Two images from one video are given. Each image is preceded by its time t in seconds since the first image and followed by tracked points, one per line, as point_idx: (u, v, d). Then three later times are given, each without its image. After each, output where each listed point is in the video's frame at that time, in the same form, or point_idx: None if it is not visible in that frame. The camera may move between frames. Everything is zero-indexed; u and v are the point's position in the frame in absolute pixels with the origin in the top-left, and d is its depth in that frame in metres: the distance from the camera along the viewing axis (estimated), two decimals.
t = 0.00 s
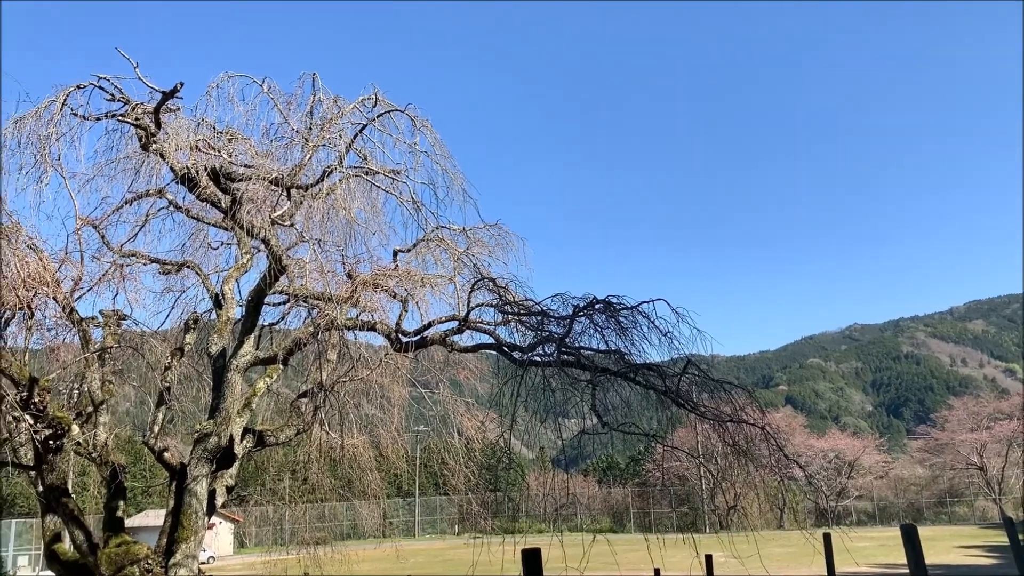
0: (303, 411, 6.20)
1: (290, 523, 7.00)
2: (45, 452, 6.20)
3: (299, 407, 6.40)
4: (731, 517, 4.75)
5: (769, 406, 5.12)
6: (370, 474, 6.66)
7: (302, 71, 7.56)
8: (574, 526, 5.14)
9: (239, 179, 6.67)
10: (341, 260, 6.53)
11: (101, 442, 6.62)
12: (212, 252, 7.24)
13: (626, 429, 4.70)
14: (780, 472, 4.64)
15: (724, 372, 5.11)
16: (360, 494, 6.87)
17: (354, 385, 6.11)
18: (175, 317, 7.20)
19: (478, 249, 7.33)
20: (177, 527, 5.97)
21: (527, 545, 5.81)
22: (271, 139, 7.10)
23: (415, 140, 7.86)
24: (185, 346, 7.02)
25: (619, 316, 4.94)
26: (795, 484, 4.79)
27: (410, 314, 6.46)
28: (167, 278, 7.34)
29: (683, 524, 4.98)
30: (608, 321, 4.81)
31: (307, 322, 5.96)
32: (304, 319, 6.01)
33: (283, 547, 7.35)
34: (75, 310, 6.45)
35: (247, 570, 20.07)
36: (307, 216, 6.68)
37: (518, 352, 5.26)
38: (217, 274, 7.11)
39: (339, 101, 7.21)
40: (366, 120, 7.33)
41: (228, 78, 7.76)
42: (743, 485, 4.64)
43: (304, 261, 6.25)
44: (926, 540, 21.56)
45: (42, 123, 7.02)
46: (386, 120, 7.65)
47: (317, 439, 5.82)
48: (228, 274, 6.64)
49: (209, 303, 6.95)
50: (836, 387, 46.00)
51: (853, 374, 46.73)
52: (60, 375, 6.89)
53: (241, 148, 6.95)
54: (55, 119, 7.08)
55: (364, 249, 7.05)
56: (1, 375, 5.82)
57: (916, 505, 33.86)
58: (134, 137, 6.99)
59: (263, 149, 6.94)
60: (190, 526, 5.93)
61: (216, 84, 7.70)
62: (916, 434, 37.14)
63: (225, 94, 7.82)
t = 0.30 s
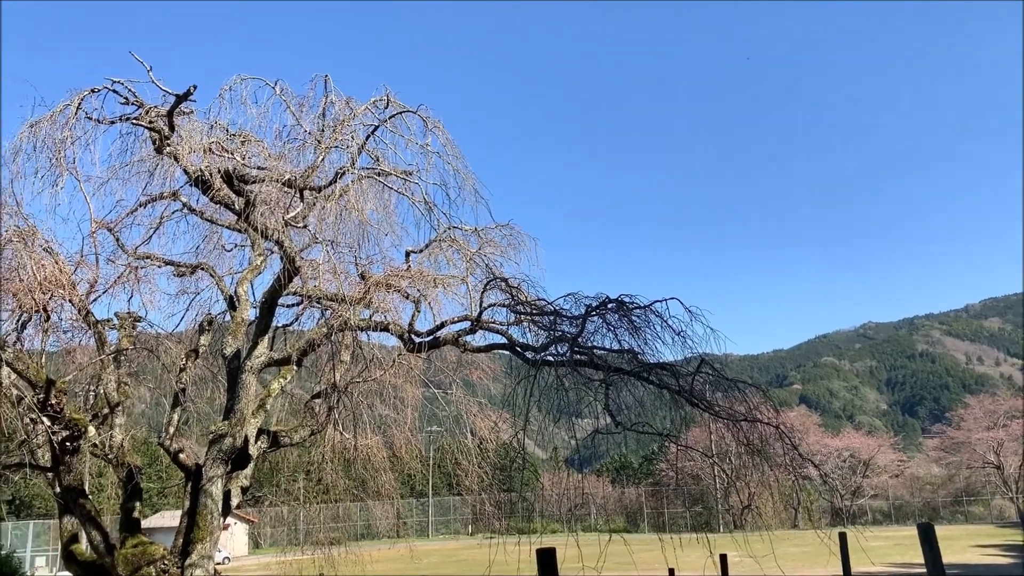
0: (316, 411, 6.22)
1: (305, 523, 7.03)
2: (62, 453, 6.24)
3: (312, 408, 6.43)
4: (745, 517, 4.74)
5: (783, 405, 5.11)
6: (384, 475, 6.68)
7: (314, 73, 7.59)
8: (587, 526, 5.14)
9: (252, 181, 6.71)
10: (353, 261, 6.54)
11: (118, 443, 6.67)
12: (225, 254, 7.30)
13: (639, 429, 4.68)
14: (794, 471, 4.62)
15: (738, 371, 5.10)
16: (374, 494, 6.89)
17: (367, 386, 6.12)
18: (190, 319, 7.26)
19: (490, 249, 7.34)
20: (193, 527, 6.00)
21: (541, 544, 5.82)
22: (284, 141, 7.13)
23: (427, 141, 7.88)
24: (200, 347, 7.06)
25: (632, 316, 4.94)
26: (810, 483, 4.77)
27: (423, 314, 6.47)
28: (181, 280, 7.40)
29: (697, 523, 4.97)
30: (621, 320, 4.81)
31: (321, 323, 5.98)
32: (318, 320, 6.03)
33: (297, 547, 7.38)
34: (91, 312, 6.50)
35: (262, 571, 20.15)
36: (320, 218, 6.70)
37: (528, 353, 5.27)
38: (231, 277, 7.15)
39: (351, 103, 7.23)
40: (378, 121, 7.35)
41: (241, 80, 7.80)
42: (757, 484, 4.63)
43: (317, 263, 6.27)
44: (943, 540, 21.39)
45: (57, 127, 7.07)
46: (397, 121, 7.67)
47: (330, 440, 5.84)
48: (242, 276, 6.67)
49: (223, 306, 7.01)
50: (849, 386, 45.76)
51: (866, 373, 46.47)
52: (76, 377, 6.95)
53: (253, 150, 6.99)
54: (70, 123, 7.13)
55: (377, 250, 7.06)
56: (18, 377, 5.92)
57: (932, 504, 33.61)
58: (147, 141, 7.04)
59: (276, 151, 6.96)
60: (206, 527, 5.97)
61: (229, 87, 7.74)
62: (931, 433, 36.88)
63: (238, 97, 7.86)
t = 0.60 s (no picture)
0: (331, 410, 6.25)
1: (321, 521, 7.06)
2: (80, 453, 6.33)
3: (327, 407, 6.45)
4: (762, 514, 4.71)
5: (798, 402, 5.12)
6: (399, 473, 6.70)
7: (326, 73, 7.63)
8: (603, 524, 5.14)
9: (266, 181, 6.74)
10: (367, 261, 6.56)
11: (135, 443, 6.73)
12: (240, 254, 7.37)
13: (655, 426, 4.66)
14: (811, 469, 4.59)
15: (753, 368, 5.11)
16: (389, 492, 6.91)
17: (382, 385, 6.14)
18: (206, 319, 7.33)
19: (503, 248, 7.35)
20: (210, 526, 6.04)
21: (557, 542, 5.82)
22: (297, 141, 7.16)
23: (439, 140, 7.90)
24: (215, 348, 7.10)
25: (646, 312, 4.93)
26: (827, 481, 4.74)
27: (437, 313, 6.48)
28: (197, 280, 7.45)
29: (713, 521, 4.96)
30: (634, 318, 4.80)
31: (336, 322, 6.00)
32: (333, 319, 6.05)
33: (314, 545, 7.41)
34: (108, 313, 6.55)
35: (280, 569, 20.27)
36: (333, 217, 6.73)
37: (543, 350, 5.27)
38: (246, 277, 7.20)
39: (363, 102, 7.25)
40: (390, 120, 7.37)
41: (254, 81, 7.84)
42: (773, 481, 4.61)
43: (331, 262, 6.29)
44: (962, 537, 21.18)
45: (73, 129, 7.13)
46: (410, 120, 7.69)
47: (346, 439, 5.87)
48: (257, 275, 6.72)
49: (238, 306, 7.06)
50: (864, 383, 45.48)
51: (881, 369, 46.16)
52: (94, 377, 7.01)
53: (267, 151, 7.02)
54: (86, 125, 7.19)
55: (390, 249, 7.08)
56: (37, 377, 5.98)
57: (949, 501, 33.32)
58: (162, 142, 7.08)
59: (289, 151, 6.99)
60: (223, 526, 6.01)
61: (243, 87, 7.78)
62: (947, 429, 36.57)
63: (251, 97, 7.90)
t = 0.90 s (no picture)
0: (346, 408, 6.27)
1: (336, 519, 7.11)
2: (98, 451, 6.39)
3: (341, 405, 6.48)
4: (777, 511, 4.68)
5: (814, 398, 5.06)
6: (413, 470, 6.75)
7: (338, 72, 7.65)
8: (617, 521, 5.14)
9: (280, 179, 6.77)
10: (380, 259, 6.58)
11: (152, 441, 6.65)
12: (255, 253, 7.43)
13: (670, 423, 4.64)
14: (826, 464, 4.59)
15: (768, 363, 5.08)
16: (404, 489, 6.95)
17: (395, 382, 6.15)
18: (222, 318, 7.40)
19: (516, 245, 7.36)
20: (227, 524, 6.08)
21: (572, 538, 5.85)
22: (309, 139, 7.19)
23: (451, 137, 7.91)
24: (230, 346, 7.15)
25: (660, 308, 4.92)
26: (843, 477, 4.71)
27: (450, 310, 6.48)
28: (212, 279, 7.52)
29: (728, 518, 4.95)
30: (648, 314, 4.79)
31: (349, 320, 6.04)
32: (347, 317, 6.07)
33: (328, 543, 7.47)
34: (124, 312, 6.60)
35: (295, 566, 20.35)
36: (346, 215, 6.74)
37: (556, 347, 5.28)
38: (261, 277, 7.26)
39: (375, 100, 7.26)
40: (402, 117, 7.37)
41: (267, 80, 7.89)
42: (789, 478, 4.58)
43: (345, 261, 6.31)
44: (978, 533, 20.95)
45: (88, 130, 7.18)
46: (421, 118, 7.70)
47: (360, 436, 5.90)
48: (272, 273, 6.76)
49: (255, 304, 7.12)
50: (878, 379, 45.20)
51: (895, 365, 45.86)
52: (110, 376, 7.08)
53: (281, 149, 7.05)
54: (101, 125, 7.24)
55: (404, 246, 7.10)
56: (54, 376, 6.05)
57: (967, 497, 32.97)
58: (176, 142, 7.12)
59: (303, 150, 7.02)
60: (239, 524, 6.03)
61: (256, 86, 7.83)
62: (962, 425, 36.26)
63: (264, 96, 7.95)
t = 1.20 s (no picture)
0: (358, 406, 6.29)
1: (349, 516, 7.14)
2: (112, 449, 6.44)
3: (354, 403, 6.50)
4: (790, 508, 4.69)
5: (828, 396, 5.02)
6: (426, 468, 6.67)
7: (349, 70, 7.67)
8: (630, 518, 5.14)
9: (291, 178, 6.79)
10: (392, 257, 6.58)
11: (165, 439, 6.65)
12: (267, 251, 7.48)
13: (682, 421, 4.65)
14: (839, 461, 4.57)
15: (781, 360, 5.04)
16: (416, 487, 6.97)
17: (408, 380, 6.17)
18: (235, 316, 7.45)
19: (527, 242, 7.35)
20: (240, 522, 6.10)
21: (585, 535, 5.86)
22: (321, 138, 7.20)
23: (462, 136, 7.91)
24: (243, 344, 7.19)
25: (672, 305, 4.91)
26: (856, 474, 4.70)
27: (462, 308, 6.48)
28: (225, 278, 7.56)
29: (741, 515, 4.96)
30: (660, 311, 4.78)
31: (361, 318, 6.06)
32: (359, 314, 6.09)
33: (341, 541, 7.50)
34: (137, 311, 6.64)
35: (310, 564, 20.46)
36: (358, 214, 6.75)
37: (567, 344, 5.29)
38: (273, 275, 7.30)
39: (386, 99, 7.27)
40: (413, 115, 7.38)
41: (279, 79, 7.91)
42: (802, 475, 4.57)
43: (357, 259, 6.32)
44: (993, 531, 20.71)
45: (101, 129, 7.22)
46: (432, 116, 7.71)
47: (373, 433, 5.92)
48: (284, 272, 6.79)
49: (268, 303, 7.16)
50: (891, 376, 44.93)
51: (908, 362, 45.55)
52: (124, 374, 7.15)
53: (292, 148, 7.06)
54: (114, 125, 7.28)
55: (415, 245, 7.11)
56: (69, 374, 6.09)
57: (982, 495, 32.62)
58: (189, 141, 7.15)
59: (314, 149, 7.04)
60: (252, 521, 6.05)
61: (268, 85, 7.86)
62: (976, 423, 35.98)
63: (276, 95, 7.98)
